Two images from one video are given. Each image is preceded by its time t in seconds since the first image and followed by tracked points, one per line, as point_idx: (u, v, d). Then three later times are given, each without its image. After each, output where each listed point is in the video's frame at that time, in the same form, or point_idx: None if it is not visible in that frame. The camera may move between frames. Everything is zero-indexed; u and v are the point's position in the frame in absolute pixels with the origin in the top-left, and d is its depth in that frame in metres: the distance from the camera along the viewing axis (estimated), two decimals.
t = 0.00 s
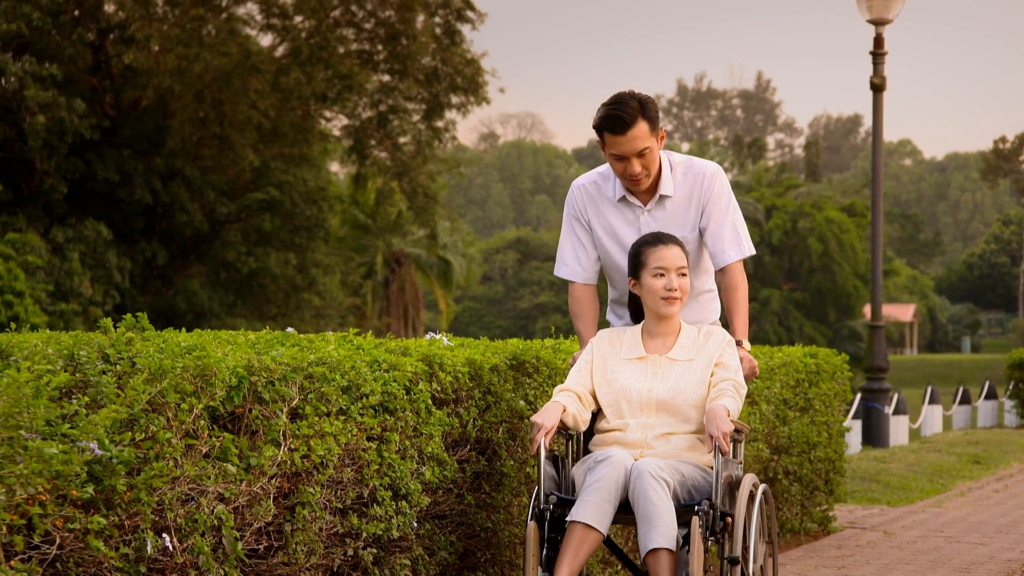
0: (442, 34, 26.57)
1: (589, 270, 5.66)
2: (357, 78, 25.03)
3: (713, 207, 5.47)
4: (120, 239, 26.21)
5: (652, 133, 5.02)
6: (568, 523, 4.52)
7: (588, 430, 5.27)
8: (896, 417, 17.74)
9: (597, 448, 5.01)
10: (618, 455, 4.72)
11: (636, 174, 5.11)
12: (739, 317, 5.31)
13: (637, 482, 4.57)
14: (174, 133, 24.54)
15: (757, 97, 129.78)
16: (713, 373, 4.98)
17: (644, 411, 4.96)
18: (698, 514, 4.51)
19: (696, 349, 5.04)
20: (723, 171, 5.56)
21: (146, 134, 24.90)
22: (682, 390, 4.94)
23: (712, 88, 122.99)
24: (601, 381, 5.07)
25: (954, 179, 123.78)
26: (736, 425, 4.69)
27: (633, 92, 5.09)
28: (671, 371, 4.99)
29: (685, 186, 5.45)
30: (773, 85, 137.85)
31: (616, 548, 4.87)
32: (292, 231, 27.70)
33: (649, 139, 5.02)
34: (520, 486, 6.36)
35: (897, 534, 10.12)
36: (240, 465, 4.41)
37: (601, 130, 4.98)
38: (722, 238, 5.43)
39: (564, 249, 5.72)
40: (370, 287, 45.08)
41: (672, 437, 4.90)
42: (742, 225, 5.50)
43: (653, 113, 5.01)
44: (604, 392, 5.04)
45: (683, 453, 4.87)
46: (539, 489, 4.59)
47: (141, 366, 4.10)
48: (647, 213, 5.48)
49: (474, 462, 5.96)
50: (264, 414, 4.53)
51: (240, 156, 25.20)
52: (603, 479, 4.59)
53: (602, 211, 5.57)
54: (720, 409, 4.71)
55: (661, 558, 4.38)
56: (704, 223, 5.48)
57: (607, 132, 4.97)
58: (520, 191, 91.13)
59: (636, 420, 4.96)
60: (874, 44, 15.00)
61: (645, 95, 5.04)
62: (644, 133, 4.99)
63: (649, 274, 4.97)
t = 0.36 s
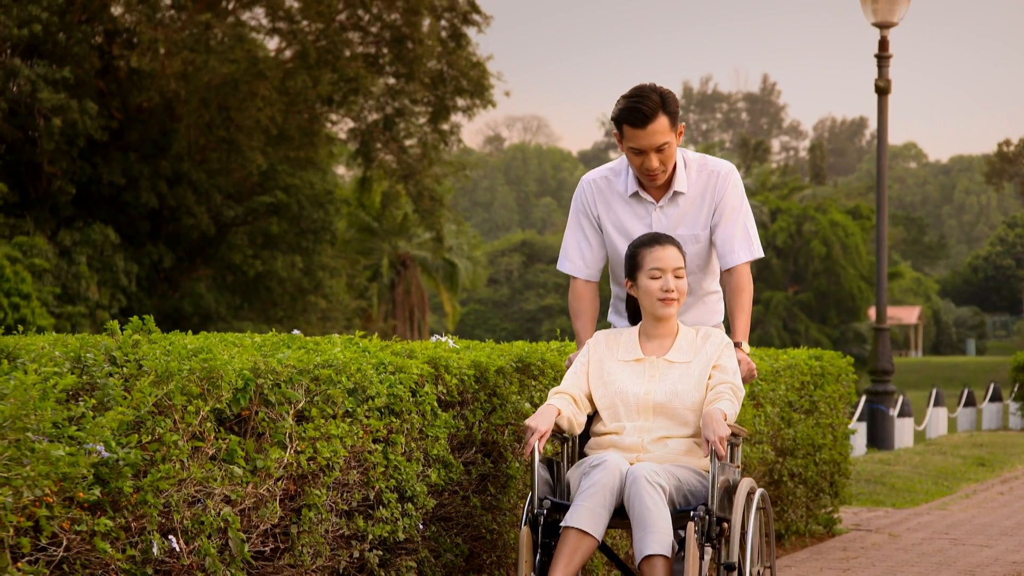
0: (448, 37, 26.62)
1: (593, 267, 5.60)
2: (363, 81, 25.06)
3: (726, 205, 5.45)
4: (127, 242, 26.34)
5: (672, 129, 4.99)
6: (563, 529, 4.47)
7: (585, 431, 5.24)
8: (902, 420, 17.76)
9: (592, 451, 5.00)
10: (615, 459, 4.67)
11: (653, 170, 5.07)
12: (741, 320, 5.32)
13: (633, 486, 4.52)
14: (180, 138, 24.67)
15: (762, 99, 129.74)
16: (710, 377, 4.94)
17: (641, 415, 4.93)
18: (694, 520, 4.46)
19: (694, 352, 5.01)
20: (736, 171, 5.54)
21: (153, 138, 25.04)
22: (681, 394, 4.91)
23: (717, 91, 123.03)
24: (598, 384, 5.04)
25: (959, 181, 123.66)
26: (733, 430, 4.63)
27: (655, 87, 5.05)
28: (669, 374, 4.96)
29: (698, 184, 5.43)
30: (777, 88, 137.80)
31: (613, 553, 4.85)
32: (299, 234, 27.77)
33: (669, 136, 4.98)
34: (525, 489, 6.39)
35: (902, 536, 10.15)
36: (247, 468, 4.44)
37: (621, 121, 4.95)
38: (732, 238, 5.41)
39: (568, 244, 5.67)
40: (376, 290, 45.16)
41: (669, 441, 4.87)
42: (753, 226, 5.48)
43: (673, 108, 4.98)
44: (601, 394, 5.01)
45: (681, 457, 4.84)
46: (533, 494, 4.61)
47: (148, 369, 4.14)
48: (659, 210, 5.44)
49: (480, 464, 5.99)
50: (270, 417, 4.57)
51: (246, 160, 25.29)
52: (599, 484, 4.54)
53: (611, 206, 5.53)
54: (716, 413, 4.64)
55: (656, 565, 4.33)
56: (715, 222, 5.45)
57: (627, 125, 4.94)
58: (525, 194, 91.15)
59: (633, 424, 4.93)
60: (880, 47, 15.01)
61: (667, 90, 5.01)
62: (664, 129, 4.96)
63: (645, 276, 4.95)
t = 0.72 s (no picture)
0: (455, 41, 26.68)
1: (600, 269, 5.59)
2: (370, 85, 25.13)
3: (735, 207, 5.41)
4: (136, 246, 26.46)
5: (680, 129, 4.93)
6: (557, 534, 4.34)
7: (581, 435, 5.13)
8: (909, 423, 17.78)
9: (588, 455, 4.85)
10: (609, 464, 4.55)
11: (661, 170, 5.02)
12: (745, 322, 5.23)
13: (629, 490, 4.40)
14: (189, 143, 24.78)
15: (769, 102, 129.80)
16: (709, 380, 4.85)
17: (638, 418, 4.81)
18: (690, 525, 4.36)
19: (692, 356, 4.91)
20: (747, 172, 5.51)
21: (161, 143, 25.20)
22: (679, 399, 4.80)
23: (725, 94, 123.05)
24: (596, 387, 4.93)
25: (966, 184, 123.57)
26: (731, 433, 4.54)
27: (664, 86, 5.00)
28: (667, 378, 4.86)
29: (708, 185, 5.41)
30: (785, 91, 137.81)
31: (606, 558, 4.73)
32: (307, 238, 27.83)
33: (676, 136, 4.92)
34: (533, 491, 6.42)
35: (910, 539, 10.16)
36: (255, 470, 4.48)
37: (629, 119, 4.89)
38: (739, 240, 5.37)
39: (576, 246, 5.67)
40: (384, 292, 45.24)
41: (666, 445, 4.75)
42: (761, 227, 5.43)
43: (683, 107, 4.92)
44: (598, 397, 4.90)
45: (678, 462, 4.72)
46: (528, 499, 4.45)
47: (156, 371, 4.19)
48: (668, 212, 5.44)
49: (488, 467, 6.01)
50: (279, 419, 4.60)
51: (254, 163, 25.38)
52: (595, 487, 4.42)
53: (621, 208, 5.53)
54: (714, 417, 4.55)
55: (652, 570, 4.21)
56: (723, 223, 5.42)
57: (635, 123, 4.88)
58: (533, 197, 91.21)
59: (630, 428, 4.81)
60: (886, 50, 15.02)
61: (676, 90, 4.95)
62: (672, 128, 4.90)
63: (643, 283, 4.82)
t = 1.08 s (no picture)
0: (469, 43, 26.75)
1: (602, 275, 5.63)
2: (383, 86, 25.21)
3: (734, 208, 5.43)
4: (151, 248, 26.57)
5: (670, 129, 4.97)
6: (557, 536, 4.38)
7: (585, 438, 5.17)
8: (922, 424, 17.76)
9: (590, 458, 4.89)
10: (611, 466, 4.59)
11: (653, 172, 5.04)
12: (748, 324, 5.25)
13: (630, 493, 4.44)
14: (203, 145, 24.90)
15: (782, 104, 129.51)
16: (712, 382, 4.89)
17: (640, 421, 4.86)
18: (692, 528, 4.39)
19: (696, 358, 4.95)
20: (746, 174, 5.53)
21: (176, 145, 25.31)
22: (682, 400, 4.84)
23: (738, 95, 122.84)
24: (598, 389, 4.99)
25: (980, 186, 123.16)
26: (735, 436, 4.57)
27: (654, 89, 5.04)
28: (669, 380, 4.90)
29: (705, 188, 5.44)
30: (798, 92, 137.46)
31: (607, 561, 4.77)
32: (321, 239, 27.92)
33: (666, 136, 4.96)
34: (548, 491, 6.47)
35: (923, 540, 10.18)
36: (270, 471, 4.54)
37: (619, 122, 4.95)
38: (737, 242, 5.39)
39: (578, 253, 5.72)
40: (398, 294, 45.25)
41: (669, 448, 4.79)
42: (761, 229, 5.44)
43: (673, 108, 4.96)
44: (600, 400, 4.95)
45: (682, 465, 4.75)
46: (528, 502, 4.50)
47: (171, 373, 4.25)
48: (667, 217, 5.48)
49: (502, 468, 6.06)
50: (293, 421, 4.67)
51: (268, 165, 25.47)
52: (595, 489, 4.46)
53: (621, 214, 5.58)
54: (716, 419, 4.60)
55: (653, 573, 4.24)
56: (722, 226, 5.44)
57: (624, 125, 4.93)
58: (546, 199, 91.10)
59: (632, 431, 4.85)
60: (899, 52, 15.03)
61: (666, 92, 4.99)
62: (661, 128, 4.94)
63: (641, 286, 4.86)
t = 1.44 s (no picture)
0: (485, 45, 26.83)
1: (597, 277, 5.60)
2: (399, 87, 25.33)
3: (725, 204, 5.38)
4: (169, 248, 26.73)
5: (652, 124, 4.91)
6: (561, 537, 4.44)
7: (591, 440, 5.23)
8: (937, 425, 17.77)
9: (595, 459, 4.97)
10: (614, 467, 4.64)
11: (637, 169, 4.98)
12: (749, 322, 5.24)
13: (633, 494, 4.49)
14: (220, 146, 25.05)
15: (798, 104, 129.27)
16: (719, 383, 4.95)
17: (646, 422, 4.91)
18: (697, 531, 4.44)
19: (702, 358, 5.01)
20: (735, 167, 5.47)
21: (194, 146, 25.45)
22: (688, 401, 4.89)
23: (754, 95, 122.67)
24: (604, 388, 5.05)
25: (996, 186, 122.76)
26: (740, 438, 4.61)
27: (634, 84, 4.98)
28: (676, 380, 4.95)
29: (694, 185, 5.39)
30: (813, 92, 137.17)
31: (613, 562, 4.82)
32: (338, 240, 28.03)
33: (648, 131, 4.89)
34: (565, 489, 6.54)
35: (938, 540, 10.22)
36: (287, 472, 4.62)
37: (598, 122, 4.87)
38: (732, 239, 5.32)
39: (572, 257, 5.68)
40: (415, 294, 45.34)
41: (674, 449, 4.85)
42: (754, 223, 5.39)
43: (652, 104, 4.90)
44: (607, 401, 5.00)
45: (687, 467, 4.81)
46: (532, 503, 4.56)
47: (189, 373, 4.31)
48: (656, 214, 5.42)
49: (518, 468, 6.13)
50: (310, 420, 4.75)
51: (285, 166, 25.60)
52: (599, 491, 4.51)
53: (611, 214, 5.54)
54: (722, 421, 4.63)
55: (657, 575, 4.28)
56: (714, 223, 5.38)
57: (603, 124, 4.86)
58: (562, 200, 91.08)
59: (638, 431, 4.91)
60: (915, 53, 15.05)
61: (644, 87, 4.92)
62: (643, 124, 4.87)
63: (646, 287, 4.91)
